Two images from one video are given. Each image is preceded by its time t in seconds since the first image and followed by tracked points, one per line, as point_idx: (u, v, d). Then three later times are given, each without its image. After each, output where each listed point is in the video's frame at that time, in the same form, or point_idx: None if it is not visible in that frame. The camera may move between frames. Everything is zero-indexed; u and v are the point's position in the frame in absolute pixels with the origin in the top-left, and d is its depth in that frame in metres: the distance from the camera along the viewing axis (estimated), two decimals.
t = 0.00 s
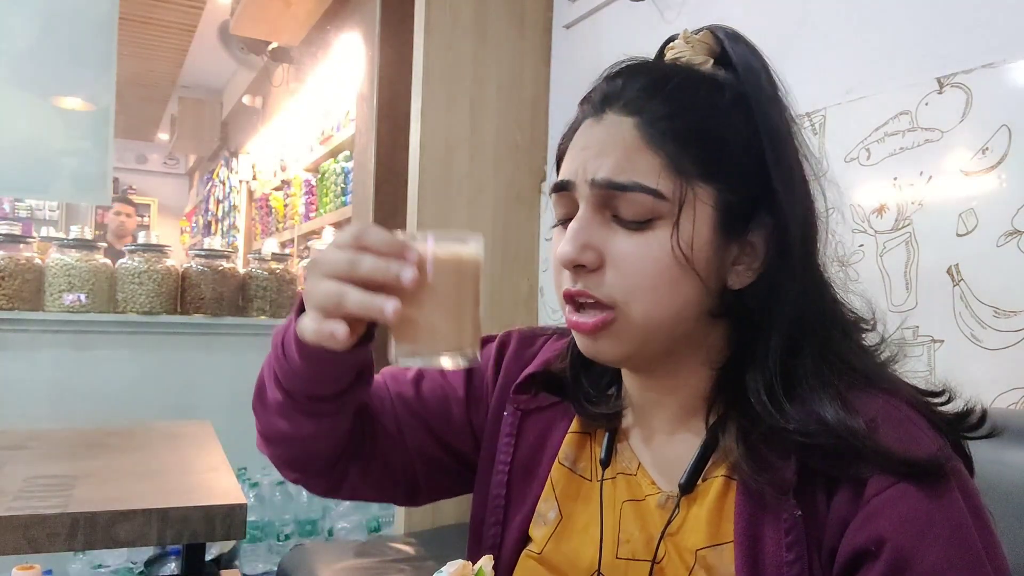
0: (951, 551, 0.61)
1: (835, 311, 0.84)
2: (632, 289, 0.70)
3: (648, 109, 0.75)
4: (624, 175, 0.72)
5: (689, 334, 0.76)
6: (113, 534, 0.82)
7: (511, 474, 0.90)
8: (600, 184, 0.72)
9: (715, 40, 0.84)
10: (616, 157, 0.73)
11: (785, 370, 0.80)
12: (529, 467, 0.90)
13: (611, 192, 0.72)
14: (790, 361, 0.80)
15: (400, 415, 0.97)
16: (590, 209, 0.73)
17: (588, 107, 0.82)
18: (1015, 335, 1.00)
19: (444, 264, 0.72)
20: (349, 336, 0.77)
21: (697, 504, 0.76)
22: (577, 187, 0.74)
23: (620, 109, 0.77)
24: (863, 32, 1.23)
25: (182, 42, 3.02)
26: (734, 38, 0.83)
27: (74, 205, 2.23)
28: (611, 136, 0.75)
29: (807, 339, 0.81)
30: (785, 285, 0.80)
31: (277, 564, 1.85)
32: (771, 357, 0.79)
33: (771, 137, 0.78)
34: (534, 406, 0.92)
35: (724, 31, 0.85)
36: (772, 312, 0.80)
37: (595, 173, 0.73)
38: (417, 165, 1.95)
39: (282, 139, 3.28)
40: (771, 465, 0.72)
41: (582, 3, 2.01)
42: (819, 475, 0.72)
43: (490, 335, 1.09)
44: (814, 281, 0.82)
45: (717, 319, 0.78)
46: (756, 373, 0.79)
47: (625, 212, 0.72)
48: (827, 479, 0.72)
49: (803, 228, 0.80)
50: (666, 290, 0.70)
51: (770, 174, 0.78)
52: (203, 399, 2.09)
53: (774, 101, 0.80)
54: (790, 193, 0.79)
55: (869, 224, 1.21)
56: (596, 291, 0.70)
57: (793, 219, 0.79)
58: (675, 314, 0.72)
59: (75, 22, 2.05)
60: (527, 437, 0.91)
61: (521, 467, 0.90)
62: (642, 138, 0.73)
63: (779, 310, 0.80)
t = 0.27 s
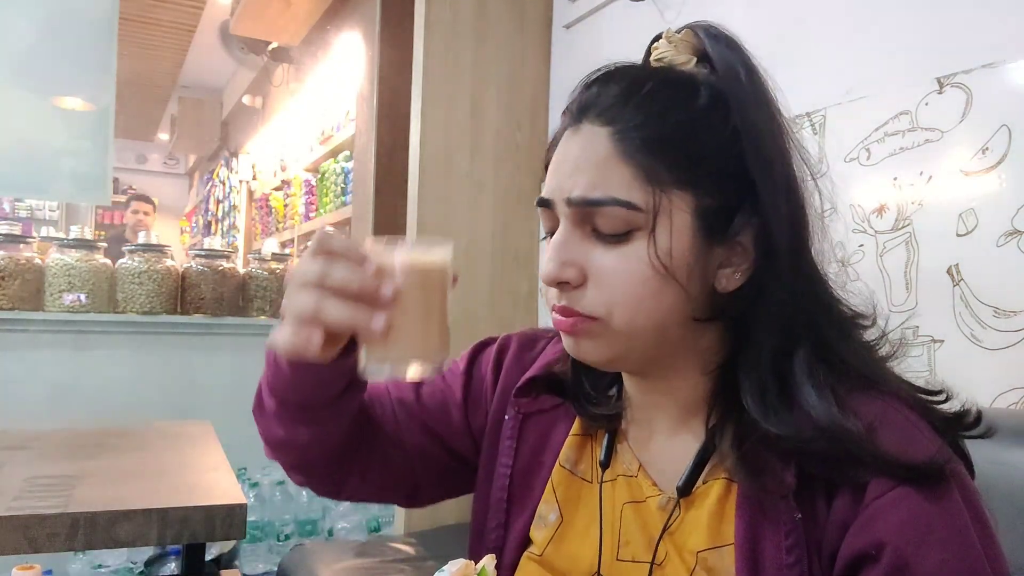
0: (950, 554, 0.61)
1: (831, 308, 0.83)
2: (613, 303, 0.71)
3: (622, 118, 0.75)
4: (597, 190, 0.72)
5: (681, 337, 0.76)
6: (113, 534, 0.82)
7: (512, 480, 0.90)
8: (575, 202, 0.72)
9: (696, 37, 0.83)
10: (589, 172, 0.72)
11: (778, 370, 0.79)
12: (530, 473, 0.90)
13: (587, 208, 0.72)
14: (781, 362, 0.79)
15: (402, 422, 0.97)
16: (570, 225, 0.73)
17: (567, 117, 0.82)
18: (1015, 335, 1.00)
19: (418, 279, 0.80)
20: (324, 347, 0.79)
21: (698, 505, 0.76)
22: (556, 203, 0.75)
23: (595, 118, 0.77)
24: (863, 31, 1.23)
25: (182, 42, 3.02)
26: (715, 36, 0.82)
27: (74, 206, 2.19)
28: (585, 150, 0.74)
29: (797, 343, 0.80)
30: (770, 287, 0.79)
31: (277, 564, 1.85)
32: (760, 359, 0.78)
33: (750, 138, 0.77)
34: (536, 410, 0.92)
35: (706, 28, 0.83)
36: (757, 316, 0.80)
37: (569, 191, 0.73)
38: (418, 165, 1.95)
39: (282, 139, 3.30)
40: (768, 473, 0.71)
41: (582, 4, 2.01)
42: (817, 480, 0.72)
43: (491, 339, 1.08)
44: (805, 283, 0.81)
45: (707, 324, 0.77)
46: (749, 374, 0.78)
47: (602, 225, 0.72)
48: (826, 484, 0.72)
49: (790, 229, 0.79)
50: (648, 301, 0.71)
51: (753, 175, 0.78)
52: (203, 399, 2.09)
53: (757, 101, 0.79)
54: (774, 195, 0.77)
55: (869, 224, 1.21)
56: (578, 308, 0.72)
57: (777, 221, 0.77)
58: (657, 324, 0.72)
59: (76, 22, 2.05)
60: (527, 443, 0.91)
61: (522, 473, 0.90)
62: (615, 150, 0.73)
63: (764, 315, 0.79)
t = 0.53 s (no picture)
0: (949, 557, 0.62)
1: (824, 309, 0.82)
2: (594, 313, 0.73)
3: (602, 126, 0.77)
4: (576, 201, 0.74)
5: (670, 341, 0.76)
6: (113, 535, 0.82)
7: (511, 497, 0.89)
8: (557, 213, 0.74)
9: (686, 36, 0.84)
10: (569, 184, 0.74)
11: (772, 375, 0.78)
12: (529, 489, 0.90)
13: (568, 219, 0.74)
14: (775, 366, 0.78)
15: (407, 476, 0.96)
16: (553, 235, 0.75)
17: (555, 122, 0.84)
18: (1015, 335, 1.00)
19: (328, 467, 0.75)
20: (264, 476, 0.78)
21: (695, 510, 0.76)
22: (539, 213, 0.77)
23: (578, 125, 0.79)
24: (863, 31, 1.23)
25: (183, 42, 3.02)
26: (703, 39, 0.82)
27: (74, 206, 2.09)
28: (566, 160, 0.76)
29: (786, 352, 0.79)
30: (754, 295, 0.79)
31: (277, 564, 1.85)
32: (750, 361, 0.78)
33: (733, 142, 0.77)
34: (529, 428, 0.92)
35: (695, 29, 0.83)
36: (742, 325, 0.79)
37: (551, 201, 0.75)
38: (418, 166, 1.95)
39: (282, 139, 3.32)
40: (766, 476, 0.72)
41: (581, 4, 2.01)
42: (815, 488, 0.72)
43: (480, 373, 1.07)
44: (794, 290, 0.79)
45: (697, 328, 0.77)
46: (742, 380, 0.77)
47: (584, 235, 0.74)
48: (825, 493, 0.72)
49: (776, 237, 0.78)
50: (629, 310, 0.73)
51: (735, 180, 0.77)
52: (203, 399, 2.09)
53: (742, 105, 0.78)
54: (757, 201, 0.76)
55: (869, 224, 1.21)
56: (564, 316, 0.75)
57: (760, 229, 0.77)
58: (641, 331, 0.74)
59: (76, 22, 2.05)
60: (523, 460, 0.91)
61: (520, 491, 0.90)
62: (595, 160, 0.75)
63: (750, 324, 0.79)
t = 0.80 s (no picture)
0: (940, 557, 0.60)
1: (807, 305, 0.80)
2: (572, 321, 0.73)
3: (577, 132, 0.76)
4: (553, 211, 0.74)
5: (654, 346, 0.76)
6: (113, 535, 0.82)
7: (503, 507, 0.88)
8: (535, 223, 0.75)
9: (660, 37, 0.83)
10: (545, 195, 0.75)
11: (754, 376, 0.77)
12: (522, 499, 0.88)
13: (545, 228, 0.74)
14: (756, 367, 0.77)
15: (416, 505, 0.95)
16: (533, 245, 0.76)
17: (532, 128, 0.83)
18: (1016, 334, 1.00)
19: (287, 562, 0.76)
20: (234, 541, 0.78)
21: (685, 512, 0.76)
22: (518, 224, 0.78)
23: (554, 133, 0.78)
24: (862, 31, 1.23)
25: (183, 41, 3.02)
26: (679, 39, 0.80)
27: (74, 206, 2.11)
28: (542, 170, 0.76)
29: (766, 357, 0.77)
30: (731, 301, 0.78)
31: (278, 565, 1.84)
32: (730, 363, 0.77)
33: (705, 143, 0.75)
34: (520, 437, 0.91)
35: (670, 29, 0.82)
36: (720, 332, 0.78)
37: (529, 211, 0.76)
38: (418, 166, 1.95)
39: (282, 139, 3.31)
40: (755, 475, 0.72)
41: (582, 4, 2.01)
42: (803, 490, 0.71)
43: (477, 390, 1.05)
44: (772, 293, 0.78)
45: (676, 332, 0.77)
46: (721, 383, 0.77)
47: (561, 243, 0.74)
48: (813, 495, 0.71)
49: (752, 241, 0.77)
50: (606, 319, 0.73)
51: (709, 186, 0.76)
52: (203, 400, 2.09)
53: (717, 107, 0.77)
54: (732, 202, 0.75)
55: (869, 224, 1.21)
56: (543, 325, 0.75)
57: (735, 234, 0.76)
58: (620, 338, 0.74)
59: (77, 22, 2.05)
60: (516, 470, 0.90)
61: (513, 502, 0.88)
62: (570, 168, 0.75)
63: (728, 331, 0.78)
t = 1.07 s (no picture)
0: (931, 555, 0.60)
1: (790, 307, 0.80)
2: (554, 320, 0.74)
3: (561, 132, 0.77)
4: (536, 211, 0.74)
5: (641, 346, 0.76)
6: (113, 535, 0.82)
7: (495, 511, 0.88)
8: (518, 223, 0.75)
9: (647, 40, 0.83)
10: (528, 194, 0.75)
11: (740, 377, 0.77)
12: (514, 502, 0.88)
13: (529, 227, 0.74)
14: (742, 369, 0.77)
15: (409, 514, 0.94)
16: (516, 245, 0.76)
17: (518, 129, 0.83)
18: (1016, 334, 1.00)
19: None
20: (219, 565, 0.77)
21: (677, 513, 0.76)
22: (503, 223, 0.78)
23: (539, 133, 0.78)
24: (863, 31, 1.23)
25: (182, 41, 3.02)
26: (665, 45, 0.80)
27: (74, 206, 2.11)
28: (525, 170, 0.76)
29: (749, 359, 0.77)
30: (715, 303, 0.77)
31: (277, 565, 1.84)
32: (716, 364, 0.76)
33: (688, 146, 0.75)
34: (511, 440, 0.91)
35: (656, 33, 0.82)
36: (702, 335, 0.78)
37: (513, 211, 0.76)
38: (417, 166, 1.95)
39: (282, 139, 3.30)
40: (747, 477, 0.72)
41: (582, 3, 2.01)
42: (794, 490, 0.70)
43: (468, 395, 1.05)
44: (754, 295, 0.78)
45: (660, 333, 0.77)
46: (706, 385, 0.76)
47: (544, 243, 0.74)
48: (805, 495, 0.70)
49: (735, 244, 0.76)
50: (589, 318, 0.73)
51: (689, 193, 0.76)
52: (202, 400, 2.09)
53: (701, 110, 0.76)
54: (715, 205, 0.75)
55: (869, 224, 1.21)
56: (526, 323, 0.75)
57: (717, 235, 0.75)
58: (603, 337, 0.74)
59: (77, 22, 2.05)
60: (508, 474, 0.89)
61: (505, 506, 0.88)
62: (553, 168, 0.75)
63: (713, 331, 0.77)
